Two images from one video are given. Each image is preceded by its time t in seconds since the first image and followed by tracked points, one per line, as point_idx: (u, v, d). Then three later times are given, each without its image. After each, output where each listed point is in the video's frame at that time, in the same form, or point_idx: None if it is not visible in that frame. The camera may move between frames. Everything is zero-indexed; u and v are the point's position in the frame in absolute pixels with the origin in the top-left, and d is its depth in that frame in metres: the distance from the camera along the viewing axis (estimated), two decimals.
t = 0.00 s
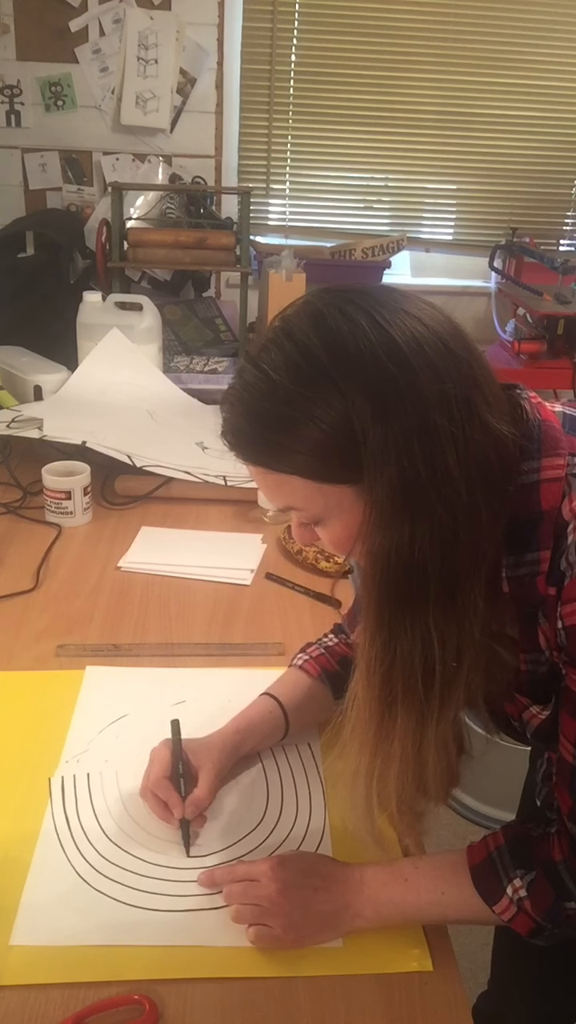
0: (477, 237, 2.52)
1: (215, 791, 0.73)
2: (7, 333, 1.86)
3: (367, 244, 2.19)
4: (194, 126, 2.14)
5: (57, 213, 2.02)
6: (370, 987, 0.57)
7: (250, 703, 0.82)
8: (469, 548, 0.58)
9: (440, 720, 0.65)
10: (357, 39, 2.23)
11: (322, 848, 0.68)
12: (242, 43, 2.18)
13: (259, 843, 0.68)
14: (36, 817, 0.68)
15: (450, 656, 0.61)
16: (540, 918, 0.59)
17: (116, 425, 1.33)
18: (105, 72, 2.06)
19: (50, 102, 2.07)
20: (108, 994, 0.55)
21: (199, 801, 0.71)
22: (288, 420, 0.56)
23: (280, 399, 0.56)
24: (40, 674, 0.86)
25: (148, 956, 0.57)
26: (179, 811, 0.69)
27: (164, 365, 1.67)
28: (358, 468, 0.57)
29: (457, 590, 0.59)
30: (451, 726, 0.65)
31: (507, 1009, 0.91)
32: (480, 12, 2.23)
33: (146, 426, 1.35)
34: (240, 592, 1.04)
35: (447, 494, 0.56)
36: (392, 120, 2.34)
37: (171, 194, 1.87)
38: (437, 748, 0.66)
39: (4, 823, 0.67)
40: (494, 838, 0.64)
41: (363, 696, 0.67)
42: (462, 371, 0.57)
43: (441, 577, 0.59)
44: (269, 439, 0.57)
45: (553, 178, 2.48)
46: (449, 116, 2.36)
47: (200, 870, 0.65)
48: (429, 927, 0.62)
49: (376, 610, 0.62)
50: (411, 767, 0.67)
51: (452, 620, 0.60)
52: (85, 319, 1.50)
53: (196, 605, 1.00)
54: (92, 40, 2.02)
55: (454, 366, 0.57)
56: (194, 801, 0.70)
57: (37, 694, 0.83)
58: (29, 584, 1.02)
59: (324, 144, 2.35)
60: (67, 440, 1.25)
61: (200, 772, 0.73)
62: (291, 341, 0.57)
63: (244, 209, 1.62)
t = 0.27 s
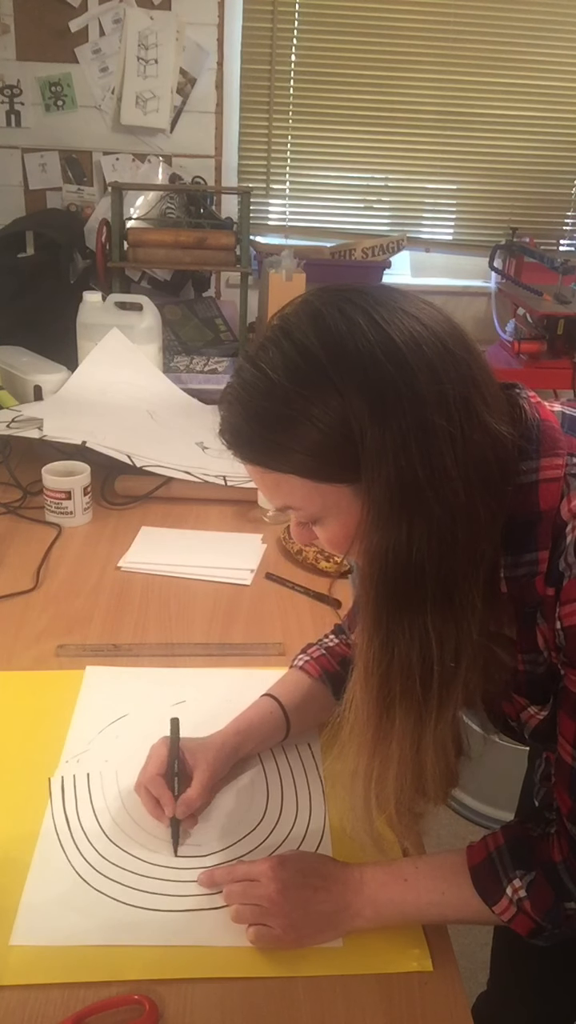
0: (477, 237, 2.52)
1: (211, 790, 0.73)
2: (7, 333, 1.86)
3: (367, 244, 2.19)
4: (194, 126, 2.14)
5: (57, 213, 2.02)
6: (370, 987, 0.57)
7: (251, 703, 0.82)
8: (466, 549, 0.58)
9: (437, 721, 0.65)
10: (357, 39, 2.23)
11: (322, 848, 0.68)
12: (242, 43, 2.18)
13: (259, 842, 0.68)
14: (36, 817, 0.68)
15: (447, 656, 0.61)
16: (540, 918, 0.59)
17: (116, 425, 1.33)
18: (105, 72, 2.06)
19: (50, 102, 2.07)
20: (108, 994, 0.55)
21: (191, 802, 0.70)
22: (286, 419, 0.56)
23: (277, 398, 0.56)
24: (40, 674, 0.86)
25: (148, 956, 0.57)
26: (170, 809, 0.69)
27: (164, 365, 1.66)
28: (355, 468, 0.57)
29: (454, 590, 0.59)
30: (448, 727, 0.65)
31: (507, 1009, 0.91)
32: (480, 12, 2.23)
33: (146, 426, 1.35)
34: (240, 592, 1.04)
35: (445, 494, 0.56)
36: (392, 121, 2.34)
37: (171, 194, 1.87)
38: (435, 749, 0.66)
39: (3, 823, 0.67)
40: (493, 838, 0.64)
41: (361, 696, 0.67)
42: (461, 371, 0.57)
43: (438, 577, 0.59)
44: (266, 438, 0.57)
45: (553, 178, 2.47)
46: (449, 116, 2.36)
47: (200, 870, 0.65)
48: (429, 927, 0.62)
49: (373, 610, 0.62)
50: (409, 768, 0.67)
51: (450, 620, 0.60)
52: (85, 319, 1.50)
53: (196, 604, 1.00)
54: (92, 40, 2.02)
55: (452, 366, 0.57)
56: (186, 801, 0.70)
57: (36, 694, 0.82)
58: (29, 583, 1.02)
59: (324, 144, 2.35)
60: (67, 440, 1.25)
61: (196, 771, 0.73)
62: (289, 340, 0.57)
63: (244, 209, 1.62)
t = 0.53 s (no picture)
0: (477, 237, 2.52)
1: (205, 789, 0.73)
2: (7, 333, 1.86)
3: (367, 244, 2.19)
4: (194, 126, 2.14)
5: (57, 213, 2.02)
6: (370, 986, 0.57)
7: (253, 704, 0.82)
8: (463, 548, 0.58)
9: (434, 721, 0.65)
10: (357, 39, 2.23)
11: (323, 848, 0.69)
12: (242, 43, 2.18)
13: (259, 842, 0.68)
14: (36, 817, 0.68)
15: (443, 656, 0.61)
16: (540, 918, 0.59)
17: (116, 424, 1.33)
18: (105, 72, 2.06)
19: (50, 102, 2.07)
20: (108, 994, 0.55)
21: (182, 801, 0.70)
22: (283, 417, 0.56)
23: (275, 396, 0.56)
24: (40, 674, 0.86)
25: (149, 956, 0.57)
26: (161, 806, 0.69)
27: (164, 365, 1.66)
28: (353, 467, 0.57)
29: (451, 590, 0.59)
30: (445, 728, 0.65)
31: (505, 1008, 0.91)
32: (480, 12, 2.23)
33: (146, 426, 1.35)
34: (240, 592, 1.04)
35: (443, 494, 0.56)
36: (392, 120, 2.34)
37: (171, 194, 1.87)
38: (431, 748, 0.66)
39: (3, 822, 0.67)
40: (492, 838, 0.64)
41: (359, 695, 0.67)
42: (460, 371, 0.57)
43: (434, 576, 0.59)
44: (265, 436, 0.57)
45: (553, 178, 2.47)
46: (449, 116, 2.36)
47: (201, 870, 0.65)
48: (429, 927, 0.62)
49: (370, 609, 0.62)
50: (405, 768, 0.67)
51: (446, 620, 0.60)
52: (85, 319, 1.50)
53: (196, 605, 1.00)
54: (92, 40, 2.02)
55: (452, 367, 0.57)
56: (177, 801, 0.70)
57: (36, 694, 0.82)
58: (29, 584, 1.02)
59: (324, 144, 2.35)
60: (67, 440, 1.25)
61: (192, 769, 0.73)
62: (288, 338, 0.57)
63: (244, 209, 1.62)
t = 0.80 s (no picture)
0: (477, 237, 2.51)
1: (203, 788, 0.73)
2: (7, 333, 1.87)
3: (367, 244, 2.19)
4: (194, 126, 2.14)
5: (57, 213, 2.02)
6: (370, 986, 0.57)
7: (254, 705, 0.82)
8: (460, 548, 0.58)
9: (432, 721, 0.65)
10: (357, 39, 2.23)
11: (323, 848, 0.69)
12: (242, 43, 2.19)
13: (259, 842, 0.68)
14: (36, 817, 0.68)
15: (440, 656, 0.61)
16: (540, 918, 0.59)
17: (116, 425, 1.33)
18: (105, 72, 2.06)
19: (50, 102, 2.07)
20: (108, 994, 0.55)
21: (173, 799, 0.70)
22: (280, 416, 0.56)
23: (272, 394, 0.56)
24: (40, 674, 0.86)
25: (149, 956, 0.57)
26: (152, 803, 0.69)
27: (164, 365, 1.66)
28: (350, 466, 0.57)
29: (447, 590, 0.59)
30: (442, 728, 0.65)
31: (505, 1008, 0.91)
32: (480, 13, 2.23)
33: (146, 426, 1.35)
34: (240, 592, 1.04)
35: (439, 494, 0.56)
36: (392, 120, 2.34)
37: (171, 194, 1.87)
38: (429, 749, 0.66)
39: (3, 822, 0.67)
40: (493, 838, 0.63)
41: (356, 694, 0.66)
42: (458, 371, 0.57)
43: (431, 576, 0.59)
44: (262, 435, 0.57)
45: (553, 178, 2.47)
46: (449, 116, 2.36)
47: (201, 870, 0.65)
48: (429, 927, 0.62)
49: (367, 608, 0.62)
50: (403, 768, 0.67)
51: (442, 620, 0.60)
52: (84, 319, 1.50)
53: (196, 604, 1.00)
54: (92, 40, 2.02)
55: (450, 367, 0.57)
56: (168, 799, 0.70)
57: (36, 694, 0.82)
58: (29, 584, 1.02)
59: (324, 144, 2.35)
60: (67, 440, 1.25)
61: (190, 768, 0.73)
62: (286, 337, 0.57)
63: (244, 209, 1.62)
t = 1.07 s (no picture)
0: (477, 237, 2.52)
1: (201, 787, 0.73)
2: (7, 333, 1.87)
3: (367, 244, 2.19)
4: (194, 126, 2.14)
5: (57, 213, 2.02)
6: (370, 987, 0.57)
7: (255, 707, 0.82)
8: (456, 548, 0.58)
9: (429, 720, 0.65)
10: (357, 39, 2.23)
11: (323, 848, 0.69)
12: (242, 43, 2.19)
13: (260, 842, 0.68)
14: (36, 817, 0.68)
15: (436, 655, 0.62)
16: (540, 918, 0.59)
17: (116, 424, 1.33)
18: (105, 72, 2.06)
19: (50, 102, 2.07)
20: (108, 995, 0.55)
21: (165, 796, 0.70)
22: (277, 414, 0.56)
23: (269, 393, 0.56)
24: (40, 674, 0.86)
25: (149, 956, 0.57)
26: (144, 798, 0.70)
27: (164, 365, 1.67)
28: (347, 465, 0.57)
29: (443, 590, 0.59)
30: (438, 728, 0.65)
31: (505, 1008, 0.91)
32: (480, 12, 2.23)
33: (146, 426, 1.35)
34: (240, 593, 1.04)
35: (436, 494, 0.56)
36: (392, 120, 2.34)
37: (171, 194, 1.87)
38: (426, 748, 0.66)
39: (3, 821, 0.67)
40: (493, 838, 0.64)
41: (353, 693, 0.67)
42: (457, 371, 0.57)
43: (427, 575, 0.59)
44: (259, 433, 0.58)
45: (553, 178, 2.47)
46: (449, 116, 2.35)
47: (201, 870, 0.65)
48: (430, 927, 0.62)
49: (364, 606, 0.62)
50: (400, 768, 0.67)
51: (438, 619, 0.60)
52: (84, 319, 1.50)
53: (196, 604, 1.00)
54: (92, 40, 2.02)
55: (448, 367, 0.57)
56: (161, 795, 0.70)
57: (36, 694, 0.82)
58: (29, 584, 1.02)
59: (324, 144, 2.35)
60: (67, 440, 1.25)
61: (190, 768, 0.73)
62: (284, 335, 0.57)
63: (244, 209, 1.62)
